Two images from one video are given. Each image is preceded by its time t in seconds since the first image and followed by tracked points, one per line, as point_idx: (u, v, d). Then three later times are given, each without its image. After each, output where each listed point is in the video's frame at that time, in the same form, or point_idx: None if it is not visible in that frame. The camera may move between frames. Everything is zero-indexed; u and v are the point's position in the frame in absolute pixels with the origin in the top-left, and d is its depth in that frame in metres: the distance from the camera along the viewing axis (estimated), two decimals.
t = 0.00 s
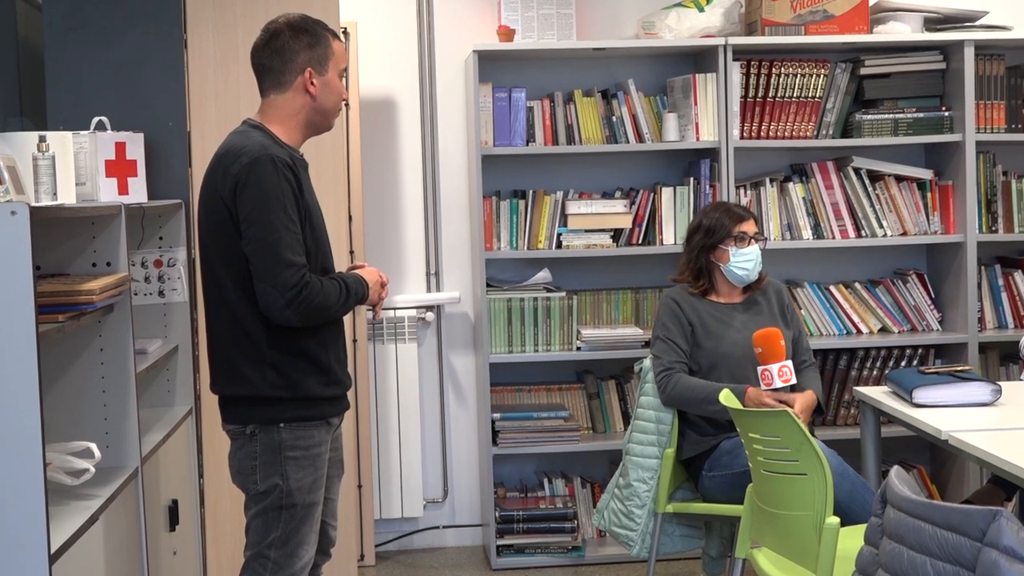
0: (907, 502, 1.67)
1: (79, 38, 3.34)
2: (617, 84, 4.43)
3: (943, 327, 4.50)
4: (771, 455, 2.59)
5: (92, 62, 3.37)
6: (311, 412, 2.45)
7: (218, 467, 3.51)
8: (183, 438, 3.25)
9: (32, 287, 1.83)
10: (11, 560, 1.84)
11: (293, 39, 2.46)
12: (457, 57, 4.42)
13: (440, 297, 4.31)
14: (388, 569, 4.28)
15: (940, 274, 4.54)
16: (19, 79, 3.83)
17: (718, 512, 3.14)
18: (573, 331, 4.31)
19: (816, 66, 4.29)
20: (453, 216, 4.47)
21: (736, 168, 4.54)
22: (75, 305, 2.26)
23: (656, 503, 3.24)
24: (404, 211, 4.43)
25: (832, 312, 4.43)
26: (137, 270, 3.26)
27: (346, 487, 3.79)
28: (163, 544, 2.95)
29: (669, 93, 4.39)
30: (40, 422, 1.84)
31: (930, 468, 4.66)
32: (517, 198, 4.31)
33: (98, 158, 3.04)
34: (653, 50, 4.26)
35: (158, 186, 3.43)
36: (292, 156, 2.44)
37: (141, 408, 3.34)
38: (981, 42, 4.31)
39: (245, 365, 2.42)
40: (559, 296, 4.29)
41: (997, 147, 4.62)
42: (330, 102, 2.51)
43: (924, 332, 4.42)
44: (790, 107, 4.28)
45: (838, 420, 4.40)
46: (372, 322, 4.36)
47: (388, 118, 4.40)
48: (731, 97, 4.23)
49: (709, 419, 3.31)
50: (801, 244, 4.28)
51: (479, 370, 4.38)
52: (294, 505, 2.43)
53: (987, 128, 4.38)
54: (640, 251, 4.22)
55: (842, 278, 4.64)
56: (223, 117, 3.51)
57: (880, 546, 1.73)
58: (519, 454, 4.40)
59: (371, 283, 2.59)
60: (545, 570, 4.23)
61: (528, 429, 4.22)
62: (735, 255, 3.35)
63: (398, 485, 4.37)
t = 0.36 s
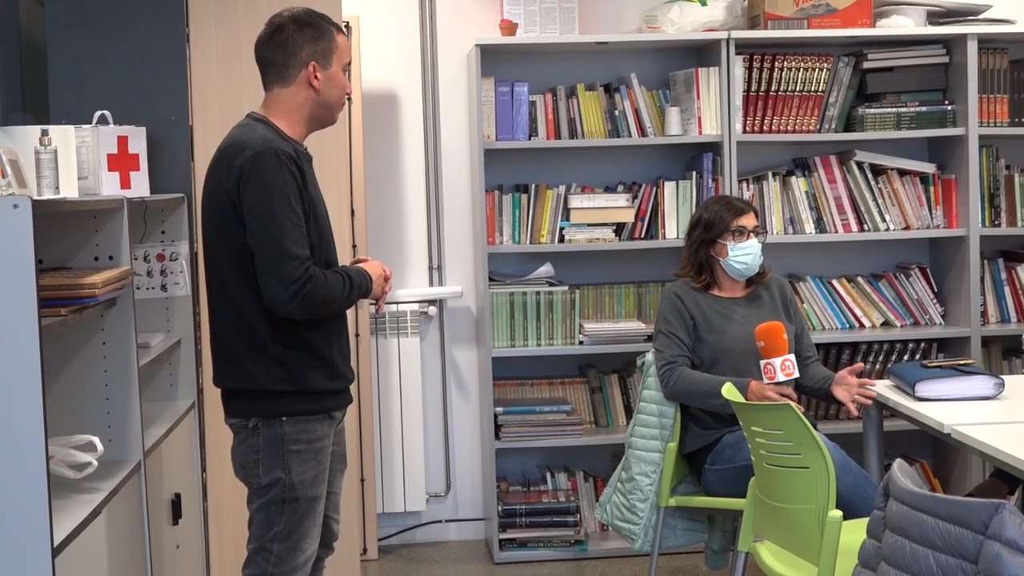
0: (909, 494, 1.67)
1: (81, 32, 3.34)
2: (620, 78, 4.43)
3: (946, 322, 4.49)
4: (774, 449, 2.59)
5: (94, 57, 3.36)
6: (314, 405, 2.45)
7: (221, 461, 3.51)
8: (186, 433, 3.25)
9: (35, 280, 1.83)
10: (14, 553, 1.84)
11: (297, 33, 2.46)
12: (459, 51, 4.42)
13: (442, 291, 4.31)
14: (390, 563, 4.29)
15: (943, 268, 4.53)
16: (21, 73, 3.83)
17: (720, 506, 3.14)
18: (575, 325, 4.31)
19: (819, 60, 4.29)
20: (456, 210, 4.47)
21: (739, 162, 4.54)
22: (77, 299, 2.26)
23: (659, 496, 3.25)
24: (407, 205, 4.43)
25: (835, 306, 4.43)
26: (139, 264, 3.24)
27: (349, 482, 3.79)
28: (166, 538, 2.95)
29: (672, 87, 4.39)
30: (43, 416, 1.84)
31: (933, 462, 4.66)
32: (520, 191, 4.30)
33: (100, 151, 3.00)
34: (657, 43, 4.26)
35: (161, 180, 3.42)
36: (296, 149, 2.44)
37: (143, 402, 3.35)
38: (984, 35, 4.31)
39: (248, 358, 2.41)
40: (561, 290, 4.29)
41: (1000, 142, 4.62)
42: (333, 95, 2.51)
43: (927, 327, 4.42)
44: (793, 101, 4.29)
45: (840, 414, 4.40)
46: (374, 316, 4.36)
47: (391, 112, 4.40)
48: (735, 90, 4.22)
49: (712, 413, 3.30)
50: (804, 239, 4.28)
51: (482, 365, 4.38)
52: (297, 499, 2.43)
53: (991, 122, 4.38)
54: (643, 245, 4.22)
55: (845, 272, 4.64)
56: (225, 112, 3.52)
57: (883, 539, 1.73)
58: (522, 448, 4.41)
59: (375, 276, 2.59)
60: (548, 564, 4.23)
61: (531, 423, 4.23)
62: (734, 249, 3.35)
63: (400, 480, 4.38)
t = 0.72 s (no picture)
0: (910, 493, 1.67)
1: (83, 30, 3.34)
2: (621, 76, 4.43)
3: (947, 319, 4.49)
4: (775, 447, 2.59)
5: (96, 55, 3.36)
6: (317, 404, 2.46)
7: (222, 460, 3.51)
8: (188, 431, 3.25)
9: (37, 278, 1.83)
10: (16, 551, 1.84)
11: (301, 31, 2.46)
12: (460, 50, 4.42)
13: (443, 288, 4.29)
14: (392, 561, 4.29)
15: (944, 266, 4.53)
16: (22, 71, 3.83)
17: (721, 503, 3.14)
18: (576, 323, 4.31)
19: (820, 58, 4.29)
20: (457, 209, 4.47)
21: (740, 160, 4.54)
22: (79, 297, 2.26)
23: (660, 494, 3.25)
24: (408, 203, 4.43)
25: (836, 304, 4.43)
26: (141, 262, 3.24)
27: (350, 481, 3.80)
28: (167, 536, 2.95)
29: (674, 85, 4.39)
30: (45, 413, 1.85)
31: (934, 460, 4.67)
32: (521, 190, 4.30)
33: (102, 150, 3.01)
34: (658, 41, 4.27)
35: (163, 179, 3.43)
36: (300, 147, 2.44)
37: (145, 400, 3.35)
38: (985, 33, 4.31)
39: (252, 357, 2.42)
40: (562, 288, 4.30)
41: (1001, 139, 4.62)
42: (336, 94, 2.51)
43: (928, 324, 4.43)
44: (794, 99, 4.28)
45: (842, 412, 4.40)
46: (376, 314, 4.36)
47: (392, 111, 4.40)
48: (736, 88, 4.21)
49: (713, 411, 3.31)
50: (805, 236, 4.28)
51: (483, 362, 4.38)
52: (299, 497, 2.44)
53: (992, 120, 4.38)
54: (644, 243, 4.22)
55: (847, 270, 4.64)
56: (226, 111, 3.55)
57: (884, 537, 1.73)
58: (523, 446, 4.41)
59: (378, 275, 2.59)
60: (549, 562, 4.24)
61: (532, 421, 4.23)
62: (734, 248, 3.36)
63: (402, 478, 4.38)
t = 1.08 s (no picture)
0: (910, 489, 1.67)
1: (82, 29, 3.34)
2: (620, 73, 4.43)
3: (947, 317, 4.49)
4: (775, 444, 2.60)
5: (95, 53, 3.36)
6: (318, 402, 2.45)
7: (223, 458, 3.51)
8: (188, 429, 3.25)
9: (37, 277, 1.83)
10: (16, 550, 1.84)
11: (302, 29, 2.46)
12: (460, 47, 4.42)
13: (443, 287, 4.34)
14: (392, 559, 4.29)
15: (944, 263, 4.53)
16: (22, 70, 3.84)
17: (721, 501, 3.14)
18: (576, 321, 4.31)
19: (820, 55, 4.29)
20: (457, 206, 4.47)
21: (740, 157, 4.54)
22: (78, 295, 2.26)
23: (660, 491, 3.25)
24: (408, 201, 4.43)
25: (836, 302, 4.43)
26: (141, 260, 3.26)
27: (351, 479, 3.80)
28: (168, 534, 2.95)
29: (674, 82, 4.39)
30: (46, 412, 1.85)
31: (934, 457, 4.67)
32: (521, 187, 4.31)
33: (102, 148, 3.01)
34: (658, 39, 4.28)
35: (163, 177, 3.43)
36: (301, 145, 2.44)
37: (146, 398, 3.35)
38: (985, 30, 4.31)
39: (253, 354, 2.42)
40: (562, 286, 4.30)
41: (1000, 136, 4.61)
42: (337, 92, 2.51)
43: (928, 321, 4.43)
44: (793, 96, 4.28)
45: (842, 409, 4.40)
46: (376, 312, 4.36)
47: (391, 108, 4.40)
48: (736, 86, 4.21)
49: (713, 408, 3.31)
50: (805, 233, 4.28)
51: (483, 360, 4.38)
52: (301, 495, 2.44)
53: (992, 117, 4.37)
54: (644, 241, 4.22)
55: (847, 267, 4.64)
56: (226, 109, 3.52)
57: (883, 534, 1.73)
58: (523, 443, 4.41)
59: (379, 272, 2.59)
60: (549, 559, 4.24)
61: (532, 419, 4.23)
62: (727, 246, 3.37)
63: (402, 475, 4.38)
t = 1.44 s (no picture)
0: (910, 486, 1.67)
1: (83, 26, 3.33)
2: (621, 70, 4.43)
3: (948, 313, 4.49)
4: (775, 441, 2.60)
5: (96, 51, 3.36)
6: (319, 399, 2.45)
7: (224, 456, 3.51)
8: (189, 426, 3.26)
9: (38, 274, 1.83)
10: (18, 547, 1.84)
11: (303, 26, 2.46)
12: (460, 44, 4.42)
13: (444, 284, 4.32)
14: (393, 556, 4.29)
15: (945, 260, 4.53)
16: (22, 67, 3.83)
17: (722, 497, 3.14)
18: (577, 318, 4.31)
19: (820, 51, 4.28)
20: (457, 204, 4.47)
21: (740, 154, 4.54)
22: (79, 292, 2.26)
23: (661, 488, 3.25)
24: (408, 198, 4.43)
25: (836, 298, 4.42)
26: (142, 257, 3.26)
27: (352, 476, 3.80)
28: (169, 531, 2.95)
29: (674, 79, 4.38)
30: (47, 410, 1.85)
31: (935, 454, 4.67)
32: (521, 184, 4.30)
33: (103, 146, 3.01)
34: (658, 35, 4.27)
35: (163, 174, 3.43)
36: (302, 142, 2.43)
37: (147, 395, 3.35)
38: (985, 26, 4.30)
39: (255, 352, 2.42)
40: (563, 283, 4.29)
41: (1002, 133, 4.61)
42: (339, 88, 2.51)
43: (929, 318, 4.42)
44: (794, 93, 4.28)
45: (843, 406, 4.40)
46: (377, 309, 4.37)
47: (392, 105, 4.40)
48: (736, 82, 4.21)
49: (714, 404, 3.31)
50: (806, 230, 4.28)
51: (484, 357, 4.38)
52: (302, 492, 2.44)
53: (992, 113, 4.37)
54: (644, 237, 4.22)
55: (848, 264, 4.63)
56: (227, 108, 3.55)
57: (885, 530, 1.73)
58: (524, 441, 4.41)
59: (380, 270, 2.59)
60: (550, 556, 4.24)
61: (533, 416, 4.23)
62: (719, 240, 3.39)
63: (403, 473, 4.38)
